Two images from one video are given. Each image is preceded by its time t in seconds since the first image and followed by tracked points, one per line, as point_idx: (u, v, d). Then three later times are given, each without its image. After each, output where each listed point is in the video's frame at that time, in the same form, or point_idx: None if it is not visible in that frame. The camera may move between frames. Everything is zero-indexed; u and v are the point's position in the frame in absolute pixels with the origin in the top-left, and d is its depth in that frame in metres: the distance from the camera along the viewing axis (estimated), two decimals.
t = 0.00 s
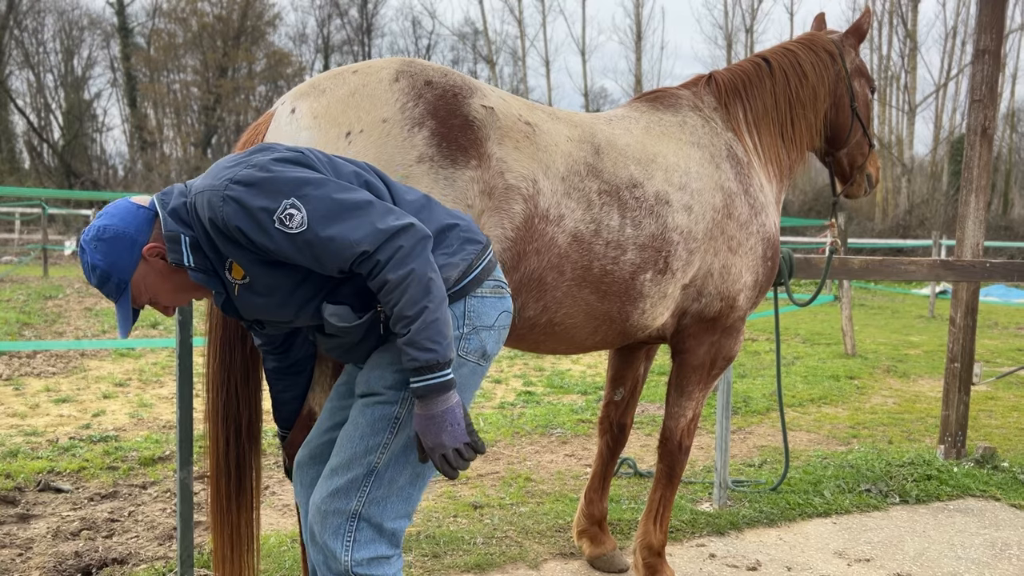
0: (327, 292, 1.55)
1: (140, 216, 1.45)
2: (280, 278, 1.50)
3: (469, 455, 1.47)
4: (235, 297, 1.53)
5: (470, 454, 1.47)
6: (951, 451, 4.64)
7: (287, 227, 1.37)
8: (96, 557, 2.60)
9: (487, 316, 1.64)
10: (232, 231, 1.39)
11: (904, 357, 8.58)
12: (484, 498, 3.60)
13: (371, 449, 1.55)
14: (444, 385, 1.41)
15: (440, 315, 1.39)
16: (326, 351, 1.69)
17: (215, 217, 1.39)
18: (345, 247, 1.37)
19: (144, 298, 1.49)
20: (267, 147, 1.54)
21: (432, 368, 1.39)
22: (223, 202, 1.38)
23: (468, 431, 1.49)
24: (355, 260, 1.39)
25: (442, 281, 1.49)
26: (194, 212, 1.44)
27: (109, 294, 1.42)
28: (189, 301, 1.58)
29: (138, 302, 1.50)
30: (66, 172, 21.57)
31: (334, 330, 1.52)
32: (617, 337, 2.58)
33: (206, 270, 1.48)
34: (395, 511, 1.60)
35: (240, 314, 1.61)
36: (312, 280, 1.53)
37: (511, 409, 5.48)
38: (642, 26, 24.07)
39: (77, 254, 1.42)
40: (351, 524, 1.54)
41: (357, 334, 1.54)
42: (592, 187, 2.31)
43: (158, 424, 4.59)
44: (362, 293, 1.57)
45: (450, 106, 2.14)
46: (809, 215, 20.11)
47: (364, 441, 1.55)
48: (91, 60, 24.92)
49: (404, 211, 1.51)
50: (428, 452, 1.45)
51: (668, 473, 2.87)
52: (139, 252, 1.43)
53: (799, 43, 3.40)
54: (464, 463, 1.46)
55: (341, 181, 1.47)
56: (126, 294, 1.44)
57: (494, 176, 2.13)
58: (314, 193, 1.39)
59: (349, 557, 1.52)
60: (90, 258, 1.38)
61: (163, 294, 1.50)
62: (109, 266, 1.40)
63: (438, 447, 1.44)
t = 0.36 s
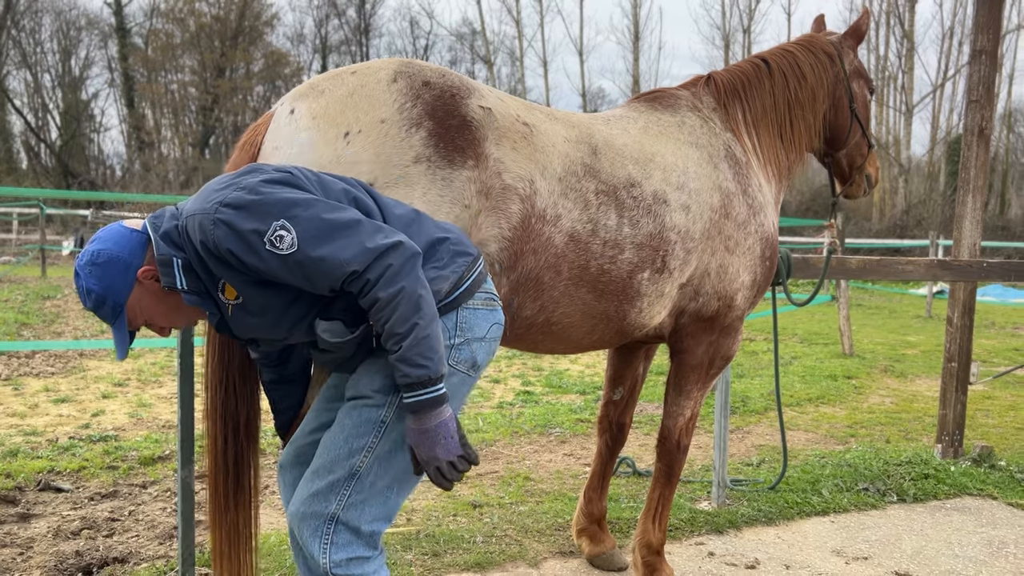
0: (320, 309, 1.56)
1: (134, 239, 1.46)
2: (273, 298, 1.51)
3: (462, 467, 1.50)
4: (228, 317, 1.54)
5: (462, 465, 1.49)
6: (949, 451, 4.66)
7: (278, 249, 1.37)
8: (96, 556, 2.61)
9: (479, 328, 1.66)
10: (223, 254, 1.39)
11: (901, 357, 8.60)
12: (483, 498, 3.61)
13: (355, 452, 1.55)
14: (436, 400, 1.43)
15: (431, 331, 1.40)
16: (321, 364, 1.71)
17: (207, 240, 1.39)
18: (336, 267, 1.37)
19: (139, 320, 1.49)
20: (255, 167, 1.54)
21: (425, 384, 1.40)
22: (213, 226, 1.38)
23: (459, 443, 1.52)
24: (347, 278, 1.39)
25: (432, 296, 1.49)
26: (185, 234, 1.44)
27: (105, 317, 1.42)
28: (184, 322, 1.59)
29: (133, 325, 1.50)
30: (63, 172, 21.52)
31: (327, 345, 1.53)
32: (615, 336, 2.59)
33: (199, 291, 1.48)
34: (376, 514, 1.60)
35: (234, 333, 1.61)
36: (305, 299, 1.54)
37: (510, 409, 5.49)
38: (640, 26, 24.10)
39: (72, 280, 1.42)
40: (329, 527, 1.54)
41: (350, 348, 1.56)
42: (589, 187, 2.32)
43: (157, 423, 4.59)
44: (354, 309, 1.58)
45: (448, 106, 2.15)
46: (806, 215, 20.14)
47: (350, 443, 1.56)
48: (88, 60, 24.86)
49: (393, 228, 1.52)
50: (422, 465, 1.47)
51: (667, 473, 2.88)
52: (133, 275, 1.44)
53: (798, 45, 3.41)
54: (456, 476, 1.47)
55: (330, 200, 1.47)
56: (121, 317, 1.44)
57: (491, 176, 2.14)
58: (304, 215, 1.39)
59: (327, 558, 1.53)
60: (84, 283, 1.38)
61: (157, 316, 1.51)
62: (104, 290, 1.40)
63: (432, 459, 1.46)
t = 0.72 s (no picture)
0: (313, 299, 1.55)
1: (122, 241, 1.46)
2: (265, 290, 1.50)
3: (466, 445, 1.47)
4: (222, 314, 1.53)
5: (467, 442, 1.47)
6: (948, 451, 4.67)
7: (265, 239, 1.37)
8: (96, 557, 2.61)
9: (473, 310, 1.65)
10: (212, 249, 1.39)
11: (901, 357, 8.61)
12: (483, 498, 3.61)
13: (363, 443, 1.56)
14: (435, 377, 1.42)
15: (425, 309, 1.39)
16: (319, 356, 1.70)
17: (194, 237, 1.39)
18: (325, 252, 1.38)
19: (131, 321, 1.51)
20: (238, 164, 1.54)
21: (422, 362, 1.39)
22: (199, 222, 1.38)
23: (462, 420, 1.50)
24: (336, 264, 1.40)
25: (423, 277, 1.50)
26: (172, 234, 1.44)
27: (97, 320, 1.42)
28: (177, 321, 1.59)
29: (126, 325, 1.52)
30: (62, 172, 21.52)
31: (323, 336, 1.52)
32: (612, 336, 2.59)
33: (190, 290, 1.48)
34: (389, 503, 1.61)
35: (230, 330, 1.61)
36: (297, 288, 1.54)
37: (509, 409, 5.50)
38: (639, 26, 24.12)
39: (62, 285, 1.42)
40: (343, 518, 1.55)
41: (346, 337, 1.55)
42: (586, 187, 2.32)
43: (156, 424, 4.59)
44: (348, 298, 1.57)
45: (445, 107, 2.15)
46: (806, 216, 20.16)
47: (357, 435, 1.56)
48: (88, 60, 24.85)
49: (379, 213, 1.52)
50: (426, 445, 1.46)
51: (666, 474, 2.88)
52: (123, 276, 1.44)
53: (797, 46, 3.41)
54: (462, 452, 1.46)
55: (314, 189, 1.47)
56: (114, 319, 1.44)
57: (489, 176, 2.14)
58: (288, 204, 1.39)
59: (343, 550, 1.53)
60: (75, 287, 1.38)
61: (149, 316, 1.52)
62: (95, 293, 1.40)
63: (435, 438, 1.44)
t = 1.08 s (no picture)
0: (304, 312, 1.55)
1: (121, 257, 1.48)
2: (258, 303, 1.51)
3: (450, 458, 1.49)
4: (217, 328, 1.54)
5: (451, 455, 1.49)
6: (947, 451, 4.67)
7: (255, 254, 1.37)
8: (94, 558, 2.61)
9: (464, 320, 1.65)
10: (204, 265, 1.39)
11: (900, 357, 8.62)
12: (481, 499, 3.61)
13: (347, 447, 1.56)
14: (420, 392, 1.42)
15: (412, 323, 1.39)
16: (316, 368, 1.71)
17: (187, 253, 1.39)
18: (312, 267, 1.38)
19: (131, 335, 1.50)
20: (231, 178, 1.54)
21: (406, 375, 1.39)
22: (192, 238, 1.38)
23: (446, 433, 1.51)
24: (324, 277, 1.39)
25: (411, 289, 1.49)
26: (167, 250, 1.44)
27: (97, 335, 1.42)
28: (176, 337, 1.59)
29: (125, 340, 1.52)
30: (62, 172, 21.53)
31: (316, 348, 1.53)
32: (610, 337, 2.59)
33: (185, 305, 1.48)
34: (371, 507, 1.61)
35: (225, 343, 1.61)
36: (289, 302, 1.54)
37: (508, 410, 5.50)
38: (639, 26, 24.11)
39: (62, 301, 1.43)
40: (324, 521, 1.55)
41: (338, 348, 1.55)
42: (584, 188, 2.32)
43: (155, 424, 4.60)
44: (340, 309, 1.57)
45: (442, 108, 2.16)
46: (806, 216, 20.16)
47: (341, 438, 1.56)
48: (88, 60, 24.85)
49: (368, 225, 1.52)
50: (410, 457, 1.47)
51: (663, 475, 2.88)
52: (122, 292, 1.45)
53: (796, 48, 3.42)
54: (446, 466, 1.47)
55: (305, 203, 1.47)
56: (114, 334, 1.44)
57: (486, 177, 2.14)
58: (278, 219, 1.39)
59: (323, 552, 1.54)
60: (75, 301, 1.38)
61: (149, 331, 1.52)
62: (95, 307, 1.40)
63: (419, 451, 1.45)
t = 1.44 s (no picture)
0: (303, 304, 1.55)
1: (117, 251, 1.47)
2: (255, 295, 1.51)
3: (454, 447, 1.48)
4: (214, 322, 1.53)
5: (455, 445, 1.48)
6: (946, 451, 4.68)
7: (251, 246, 1.37)
8: (92, 558, 2.61)
9: (463, 309, 1.65)
10: (200, 258, 1.39)
11: (900, 358, 8.62)
12: (480, 499, 3.61)
13: (355, 443, 1.56)
14: (421, 381, 1.42)
15: (410, 313, 1.39)
16: (314, 361, 1.71)
17: (182, 247, 1.39)
18: (309, 258, 1.37)
19: (128, 331, 1.51)
20: (225, 171, 1.54)
21: (406, 366, 1.39)
22: (186, 231, 1.38)
23: (450, 423, 1.49)
24: (321, 268, 1.39)
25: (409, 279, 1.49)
26: (162, 244, 1.44)
27: (94, 329, 1.44)
28: (174, 331, 1.60)
29: (123, 336, 1.52)
30: (62, 173, 21.53)
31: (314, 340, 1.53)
32: (608, 337, 2.59)
33: (181, 300, 1.48)
34: (381, 502, 1.61)
35: (223, 337, 1.61)
36: (287, 294, 1.54)
37: (507, 410, 5.50)
38: (638, 26, 24.08)
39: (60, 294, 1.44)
40: (335, 516, 1.55)
41: (336, 340, 1.56)
42: (581, 187, 2.33)
43: (154, 425, 4.60)
44: (338, 301, 1.57)
45: (441, 107, 2.16)
46: (805, 216, 20.18)
47: (348, 434, 1.57)
48: (87, 60, 24.84)
49: (364, 215, 1.52)
50: (413, 448, 1.46)
51: (661, 475, 2.89)
52: (119, 286, 1.45)
53: (794, 49, 3.42)
54: (449, 455, 1.46)
55: (300, 194, 1.47)
56: (110, 328, 1.46)
57: (484, 176, 2.14)
58: (273, 211, 1.39)
59: (335, 548, 1.53)
60: (72, 297, 1.40)
61: (146, 326, 1.52)
62: (91, 303, 1.41)
63: (423, 442, 1.44)
